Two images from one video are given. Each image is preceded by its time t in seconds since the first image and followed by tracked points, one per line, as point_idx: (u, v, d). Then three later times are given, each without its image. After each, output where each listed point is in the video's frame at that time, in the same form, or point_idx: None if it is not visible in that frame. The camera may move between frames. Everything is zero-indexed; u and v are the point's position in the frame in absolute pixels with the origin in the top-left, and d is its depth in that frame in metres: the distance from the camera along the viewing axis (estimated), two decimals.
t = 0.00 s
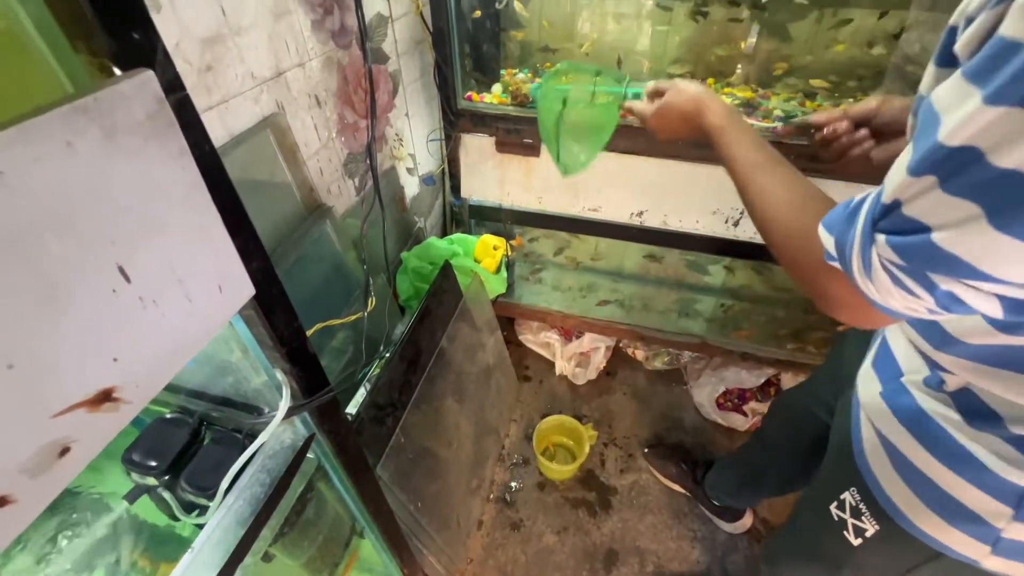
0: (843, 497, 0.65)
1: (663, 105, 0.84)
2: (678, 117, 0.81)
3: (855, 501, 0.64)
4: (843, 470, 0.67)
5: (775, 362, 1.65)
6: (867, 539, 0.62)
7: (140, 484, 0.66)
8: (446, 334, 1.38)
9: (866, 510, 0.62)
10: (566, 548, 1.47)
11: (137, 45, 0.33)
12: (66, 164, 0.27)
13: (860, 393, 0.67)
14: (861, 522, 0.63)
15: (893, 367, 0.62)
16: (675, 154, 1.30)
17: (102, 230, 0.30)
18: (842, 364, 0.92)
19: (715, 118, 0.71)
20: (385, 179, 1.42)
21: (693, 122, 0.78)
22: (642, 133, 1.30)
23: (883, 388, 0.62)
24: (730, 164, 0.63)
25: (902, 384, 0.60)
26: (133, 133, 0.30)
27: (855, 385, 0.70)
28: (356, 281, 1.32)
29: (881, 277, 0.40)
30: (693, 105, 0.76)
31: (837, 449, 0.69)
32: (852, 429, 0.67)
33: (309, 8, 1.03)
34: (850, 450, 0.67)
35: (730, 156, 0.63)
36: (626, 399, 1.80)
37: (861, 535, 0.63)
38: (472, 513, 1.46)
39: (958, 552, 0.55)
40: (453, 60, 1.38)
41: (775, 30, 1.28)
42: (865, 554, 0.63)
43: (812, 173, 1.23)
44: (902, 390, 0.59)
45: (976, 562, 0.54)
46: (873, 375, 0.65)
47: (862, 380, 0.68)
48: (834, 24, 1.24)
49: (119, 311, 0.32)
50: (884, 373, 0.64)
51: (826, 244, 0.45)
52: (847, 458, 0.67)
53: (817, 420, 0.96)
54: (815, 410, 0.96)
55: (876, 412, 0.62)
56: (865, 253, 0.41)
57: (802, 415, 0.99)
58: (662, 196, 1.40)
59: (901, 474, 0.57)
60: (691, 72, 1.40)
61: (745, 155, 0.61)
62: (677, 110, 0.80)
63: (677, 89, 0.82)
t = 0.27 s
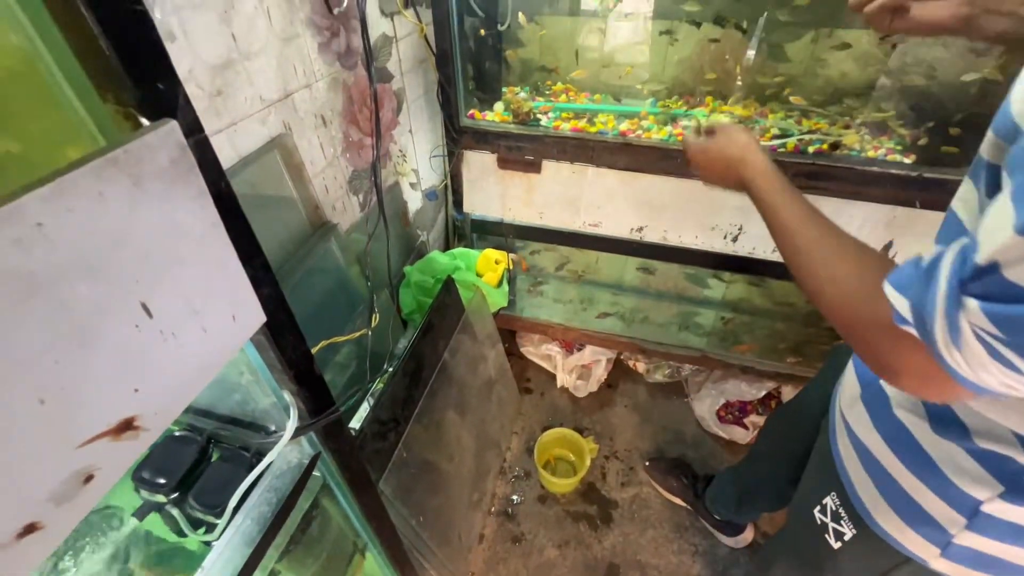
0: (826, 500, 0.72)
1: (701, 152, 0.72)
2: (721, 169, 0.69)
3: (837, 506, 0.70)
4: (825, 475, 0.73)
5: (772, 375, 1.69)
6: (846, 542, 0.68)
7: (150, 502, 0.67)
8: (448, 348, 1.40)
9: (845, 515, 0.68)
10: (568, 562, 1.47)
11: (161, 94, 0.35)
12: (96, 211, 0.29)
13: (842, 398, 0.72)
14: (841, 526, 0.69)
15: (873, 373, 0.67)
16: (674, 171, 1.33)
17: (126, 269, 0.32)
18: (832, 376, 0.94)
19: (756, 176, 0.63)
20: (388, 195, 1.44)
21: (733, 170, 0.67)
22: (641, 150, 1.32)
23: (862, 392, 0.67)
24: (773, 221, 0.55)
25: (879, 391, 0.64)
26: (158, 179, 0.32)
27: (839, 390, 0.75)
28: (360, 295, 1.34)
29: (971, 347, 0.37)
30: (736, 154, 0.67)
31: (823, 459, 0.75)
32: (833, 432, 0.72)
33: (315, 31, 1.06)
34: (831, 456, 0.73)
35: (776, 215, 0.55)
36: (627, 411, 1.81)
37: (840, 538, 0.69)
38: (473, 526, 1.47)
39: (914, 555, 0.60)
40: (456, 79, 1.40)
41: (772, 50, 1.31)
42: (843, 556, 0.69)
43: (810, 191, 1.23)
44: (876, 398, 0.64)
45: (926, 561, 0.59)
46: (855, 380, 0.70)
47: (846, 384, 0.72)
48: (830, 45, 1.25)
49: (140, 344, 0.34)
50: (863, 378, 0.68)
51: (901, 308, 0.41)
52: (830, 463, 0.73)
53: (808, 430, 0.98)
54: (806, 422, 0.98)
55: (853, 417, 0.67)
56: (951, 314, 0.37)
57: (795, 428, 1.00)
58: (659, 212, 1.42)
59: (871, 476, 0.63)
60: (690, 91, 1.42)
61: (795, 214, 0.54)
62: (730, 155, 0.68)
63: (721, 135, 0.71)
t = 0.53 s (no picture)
0: (840, 507, 0.74)
1: (748, 359, 0.72)
2: (773, 377, 0.68)
3: (851, 511, 0.72)
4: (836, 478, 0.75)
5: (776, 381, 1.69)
6: (863, 548, 0.70)
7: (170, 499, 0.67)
8: (457, 353, 1.42)
9: (861, 520, 0.70)
10: (574, 568, 1.47)
11: (204, 106, 0.38)
12: (150, 217, 0.31)
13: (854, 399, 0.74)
14: (857, 531, 0.71)
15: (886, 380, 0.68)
16: (681, 179, 1.33)
17: (173, 272, 0.34)
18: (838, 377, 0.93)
19: (826, 372, 0.63)
20: (398, 202, 1.46)
21: (787, 382, 0.67)
22: (648, 158, 1.33)
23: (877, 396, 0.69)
24: (886, 424, 0.55)
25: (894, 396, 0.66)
26: (204, 187, 0.35)
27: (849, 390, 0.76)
28: (371, 300, 1.36)
29: None
30: (794, 360, 0.66)
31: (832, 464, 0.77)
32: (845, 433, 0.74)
33: (330, 42, 1.08)
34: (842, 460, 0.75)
35: (883, 413, 0.55)
36: (632, 417, 1.82)
37: (857, 544, 0.71)
38: (480, 531, 1.47)
39: (931, 557, 0.63)
40: (466, 88, 1.43)
41: (776, 60, 1.33)
42: (860, 560, 0.72)
43: (814, 199, 1.25)
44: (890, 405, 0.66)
45: (943, 565, 0.62)
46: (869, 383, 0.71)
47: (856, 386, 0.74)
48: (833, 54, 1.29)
49: (184, 343, 0.36)
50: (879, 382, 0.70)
51: None
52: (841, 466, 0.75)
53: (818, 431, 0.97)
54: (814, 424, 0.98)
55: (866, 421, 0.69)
56: None
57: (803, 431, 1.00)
58: (665, 219, 1.44)
59: (888, 482, 0.65)
60: (695, 100, 1.44)
61: (909, 413, 0.54)
62: (783, 371, 0.67)
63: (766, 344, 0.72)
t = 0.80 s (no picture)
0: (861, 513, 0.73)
1: (772, 487, 0.67)
2: (803, 505, 0.63)
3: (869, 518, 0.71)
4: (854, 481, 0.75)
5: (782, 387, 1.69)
6: (879, 555, 0.70)
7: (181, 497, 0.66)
8: (462, 355, 1.42)
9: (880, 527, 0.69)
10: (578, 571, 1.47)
11: (229, 106, 0.40)
12: (179, 215, 0.32)
13: (866, 398, 0.74)
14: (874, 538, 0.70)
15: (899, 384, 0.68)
16: (686, 183, 1.34)
17: (200, 268, 0.35)
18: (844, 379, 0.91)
19: (865, 493, 0.58)
20: (405, 204, 1.47)
21: (822, 509, 0.62)
22: (654, 162, 1.34)
23: (891, 397, 0.69)
24: (954, 546, 0.50)
25: (908, 398, 0.66)
26: (230, 185, 0.35)
27: (860, 388, 0.77)
28: (377, 301, 1.37)
29: None
30: (827, 487, 0.62)
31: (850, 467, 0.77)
32: (857, 430, 0.75)
33: (341, 47, 1.09)
34: (858, 462, 0.75)
35: (953, 536, 0.50)
36: (636, 421, 1.82)
37: (872, 550, 0.71)
38: (484, 534, 1.47)
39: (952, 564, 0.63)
40: (473, 93, 1.44)
41: (780, 66, 1.34)
42: (876, 566, 0.71)
43: (819, 204, 1.26)
44: (907, 410, 0.66)
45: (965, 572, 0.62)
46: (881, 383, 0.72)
47: (868, 386, 0.74)
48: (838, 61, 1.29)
49: (207, 339, 0.37)
50: (891, 383, 0.70)
51: None
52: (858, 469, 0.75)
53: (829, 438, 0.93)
54: (823, 431, 0.94)
55: (880, 421, 0.69)
56: None
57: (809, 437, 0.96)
58: (671, 224, 1.42)
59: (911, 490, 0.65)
60: (701, 105, 1.45)
61: (970, 526, 0.50)
62: (814, 498, 0.62)
63: (786, 471, 0.68)
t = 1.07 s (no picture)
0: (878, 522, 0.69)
1: (759, 483, 0.70)
2: (786, 500, 0.66)
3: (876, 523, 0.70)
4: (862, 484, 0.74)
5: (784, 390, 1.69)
6: (886, 560, 0.69)
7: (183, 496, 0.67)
8: (464, 356, 1.42)
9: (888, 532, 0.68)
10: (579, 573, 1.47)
11: (236, 105, 0.40)
12: (187, 212, 0.33)
13: (875, 403, 0.73)
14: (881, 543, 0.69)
15: (910, 389, 0.67)
16: (688, 185, 1.34)
17: (206, 266, 0.35)
18: (851, 383, 0.89)
19: (843, 490, 0.60)
20: (408, 205, 1.47)
21: (802, 506, 0.64)
22: (656, 164, 1.34)
23: (901, 402, 0.68)
24: (903, 531, 0.52)
25: (920, 403, 0.64)
26: (237, 183, 0.36)
27: (868, 393, 0.76)
28: (380, 301, 1.37)
29: None
30: (807, 483, 0.64)
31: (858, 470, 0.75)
32: (866, 435, 0.73)
33: (344, 48, 1.10)
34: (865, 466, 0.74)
35: (909, 525, 0.51)
36: (638, 423, 1.81)
37: (880, 555, 0.70)
38: (484, 535, 1.47)
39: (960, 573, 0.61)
40: (476, 94, 1.44)
41: (783, 68, 1.34)
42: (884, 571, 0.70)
43: (821, 207, 1.26)
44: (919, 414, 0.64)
45: None
46: (891, 387, 0.71)
47: (877, 391, 0.73)
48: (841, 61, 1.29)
49: (212, 336, 0.37)
50: (901, 388, 0.69)
51: None
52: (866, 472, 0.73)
53: (832, 439, 0.93)
54: (824, 431, 0.94)
55: (889, 425, 0.68)
56: None
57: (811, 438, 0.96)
58: (672, 225, 1.42)
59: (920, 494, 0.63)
60: (703, 107, 1.45)
61: (921, 515, 0.51)
62: (796, 494, 0.65)
63: (774, 468, 0.70)
